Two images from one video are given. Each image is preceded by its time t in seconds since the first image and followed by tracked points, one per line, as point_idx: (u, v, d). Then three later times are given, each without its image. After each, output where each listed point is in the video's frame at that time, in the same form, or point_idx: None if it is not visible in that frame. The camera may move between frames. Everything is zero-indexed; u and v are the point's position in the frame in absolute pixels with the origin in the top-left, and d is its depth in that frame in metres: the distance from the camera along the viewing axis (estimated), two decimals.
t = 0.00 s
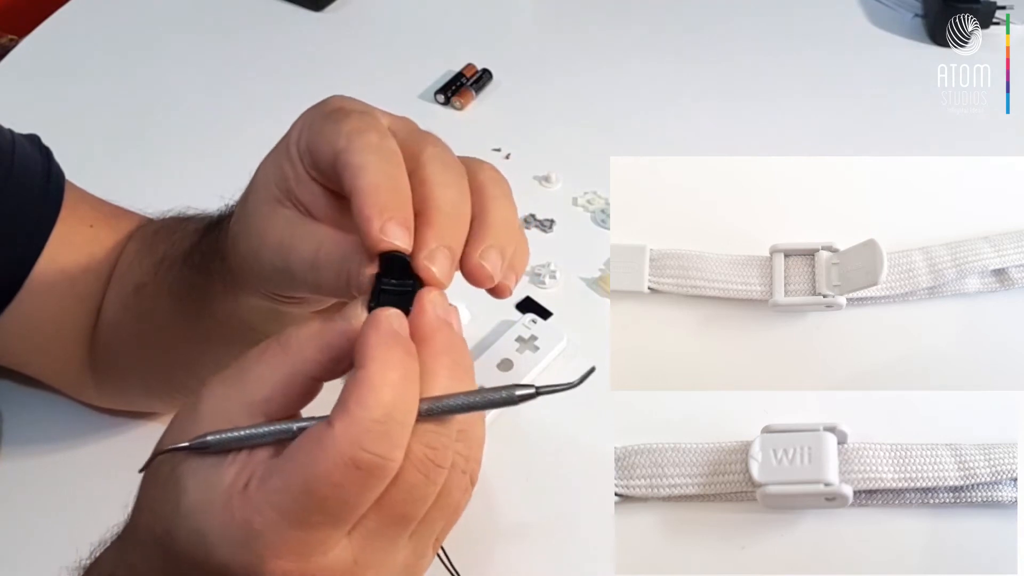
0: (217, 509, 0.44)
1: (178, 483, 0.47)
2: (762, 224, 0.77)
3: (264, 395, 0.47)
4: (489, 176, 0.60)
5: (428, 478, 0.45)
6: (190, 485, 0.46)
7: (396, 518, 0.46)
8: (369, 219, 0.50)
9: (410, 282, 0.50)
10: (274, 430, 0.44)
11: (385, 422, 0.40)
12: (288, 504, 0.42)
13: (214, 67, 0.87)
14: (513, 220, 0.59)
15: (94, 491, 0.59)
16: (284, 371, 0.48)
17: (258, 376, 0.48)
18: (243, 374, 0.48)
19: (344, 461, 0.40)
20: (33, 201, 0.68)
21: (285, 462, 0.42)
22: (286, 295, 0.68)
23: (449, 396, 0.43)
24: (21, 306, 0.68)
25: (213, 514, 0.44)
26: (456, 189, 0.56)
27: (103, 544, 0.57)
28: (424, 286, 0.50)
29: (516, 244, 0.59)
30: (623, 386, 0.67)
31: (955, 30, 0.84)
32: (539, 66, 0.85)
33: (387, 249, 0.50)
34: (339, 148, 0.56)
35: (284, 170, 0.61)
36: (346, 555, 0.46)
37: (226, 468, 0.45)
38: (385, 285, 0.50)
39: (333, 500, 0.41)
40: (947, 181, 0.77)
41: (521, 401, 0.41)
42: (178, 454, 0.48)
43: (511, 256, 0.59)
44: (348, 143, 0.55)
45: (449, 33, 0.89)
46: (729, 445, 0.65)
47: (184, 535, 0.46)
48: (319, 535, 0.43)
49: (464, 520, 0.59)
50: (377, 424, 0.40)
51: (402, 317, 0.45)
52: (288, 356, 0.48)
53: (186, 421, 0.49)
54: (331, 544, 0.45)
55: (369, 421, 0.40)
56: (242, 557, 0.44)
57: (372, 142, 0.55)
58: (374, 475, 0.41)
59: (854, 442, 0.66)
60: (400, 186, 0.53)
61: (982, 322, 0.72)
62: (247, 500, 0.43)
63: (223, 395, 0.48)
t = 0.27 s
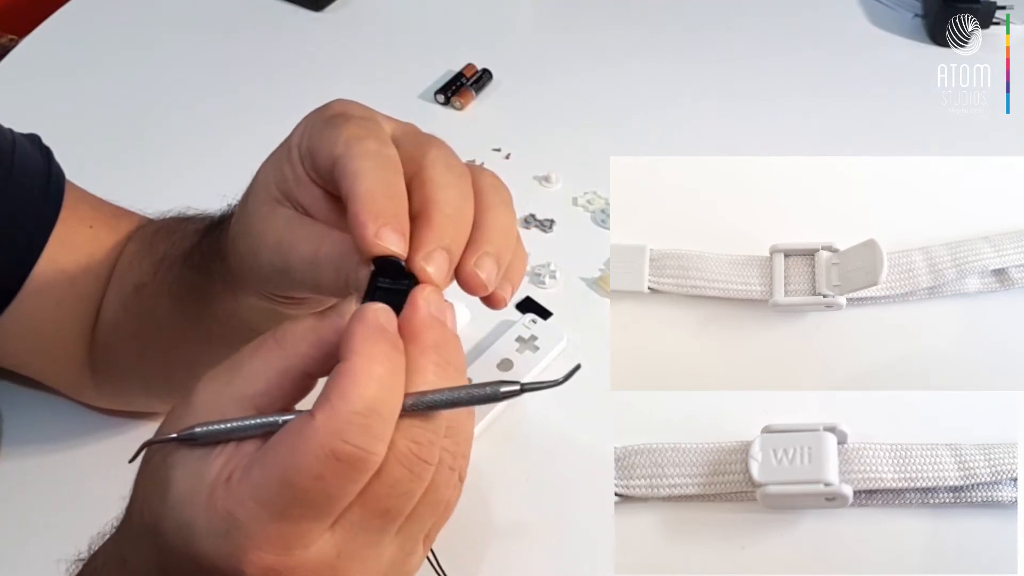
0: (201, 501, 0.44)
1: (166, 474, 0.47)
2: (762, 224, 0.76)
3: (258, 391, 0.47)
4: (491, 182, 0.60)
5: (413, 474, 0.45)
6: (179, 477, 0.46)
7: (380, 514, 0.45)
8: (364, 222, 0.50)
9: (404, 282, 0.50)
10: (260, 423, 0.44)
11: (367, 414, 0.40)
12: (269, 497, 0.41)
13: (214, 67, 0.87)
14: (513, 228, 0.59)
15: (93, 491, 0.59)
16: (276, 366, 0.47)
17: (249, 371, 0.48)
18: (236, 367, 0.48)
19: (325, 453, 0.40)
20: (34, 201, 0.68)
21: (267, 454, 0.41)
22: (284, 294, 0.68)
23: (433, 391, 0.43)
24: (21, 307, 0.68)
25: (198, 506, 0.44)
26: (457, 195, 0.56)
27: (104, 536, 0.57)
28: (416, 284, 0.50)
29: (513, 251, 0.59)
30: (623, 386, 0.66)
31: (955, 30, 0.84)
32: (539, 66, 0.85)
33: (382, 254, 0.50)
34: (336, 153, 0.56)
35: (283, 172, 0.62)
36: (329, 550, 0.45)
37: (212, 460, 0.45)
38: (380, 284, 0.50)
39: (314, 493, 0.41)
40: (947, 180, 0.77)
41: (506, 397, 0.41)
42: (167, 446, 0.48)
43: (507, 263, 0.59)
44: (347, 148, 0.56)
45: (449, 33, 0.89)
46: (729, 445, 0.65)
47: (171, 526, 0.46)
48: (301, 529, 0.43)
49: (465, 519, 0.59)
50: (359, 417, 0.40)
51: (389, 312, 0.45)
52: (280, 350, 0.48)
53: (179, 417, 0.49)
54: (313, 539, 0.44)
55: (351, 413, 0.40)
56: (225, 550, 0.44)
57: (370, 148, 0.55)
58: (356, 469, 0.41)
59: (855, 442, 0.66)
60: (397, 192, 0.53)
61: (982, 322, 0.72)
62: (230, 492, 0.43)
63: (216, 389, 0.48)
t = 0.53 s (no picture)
0: (198, 497, 0.44)
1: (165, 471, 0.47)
2: (762, 223, 0.76)
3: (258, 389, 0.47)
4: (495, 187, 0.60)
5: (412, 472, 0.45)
6: (177, 473, 0.46)
7: (377, 512, 0.45)
8: (363, 227, 0.50)
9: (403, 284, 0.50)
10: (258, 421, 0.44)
11: (364, 412, 0.40)
12: (266, 495, 0.42)
13: (214, 67, 0.87)
14: (516, 233, 0.59)
15: (94, 492, 0.59)
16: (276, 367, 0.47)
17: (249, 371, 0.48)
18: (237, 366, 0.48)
19: (322, 451, 0.40)
20: (34, 201, 0.68)
21: (264, 451, 0.41)
22: (284, 295, 0.68)
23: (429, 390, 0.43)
24: (21, 307, 0.68)
25: (196, 502, 0.44)
26: (460, 200, 0.56)
27: (104, 535, 0.57)
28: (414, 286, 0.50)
29: (515, 256, 0.59)
30: (623, 386, 0.66)
31: (955, 30, 0.84)
32: (539, 66, 0.85)
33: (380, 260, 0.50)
34: (339, 158, 0.56)
35: (286, 173, 0.62)
36: (326, 549, 0.45)
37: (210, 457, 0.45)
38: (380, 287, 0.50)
39: (311, 491, 0.41)
40: (947, 180, 0.77)
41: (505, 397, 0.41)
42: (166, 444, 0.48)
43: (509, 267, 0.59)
44: (351, 151, 0.56)
45: (449, 32, 0.89)
46: (729, 445, 0.65)
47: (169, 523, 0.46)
48: (299, 527, 0.43)
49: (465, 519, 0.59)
50: (357, 415, 0.40)
51: (386, 312, 0.45)
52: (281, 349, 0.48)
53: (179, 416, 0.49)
54: (310, 537, 0.44)
55: (348, 411, 0.40)
56: (222, 547, 0.44)
57: (372, 154, 0.55)
58: (353, 467, 0.41)
59: (855, 442, 0.66)
60: (397, 198, 0.53)
61: (982, 322, 0.72)
62: (227, 489, 0.43)
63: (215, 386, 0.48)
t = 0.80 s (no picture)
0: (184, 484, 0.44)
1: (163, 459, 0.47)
2: (762, 224, 0.76)
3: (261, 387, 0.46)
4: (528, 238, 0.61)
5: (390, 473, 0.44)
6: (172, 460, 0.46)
7: (353, 513, 0.45)
8: (384, 225, 0.52)
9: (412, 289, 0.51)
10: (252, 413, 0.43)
11: (342, 404, 0.41)
12: (241, 483, 0.42)
13: (215, 67, 0.87)
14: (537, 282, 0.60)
15: (94, 490, 0.59)
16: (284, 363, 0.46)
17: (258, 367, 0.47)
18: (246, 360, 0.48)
19: (296, 438, 0.40)
20: (34, 201, 0.68)
21: (243, 439, 0.42)
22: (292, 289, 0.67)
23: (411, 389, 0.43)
24: (22, 304, 0.68)
25: (180, 487, 0.44)
26: (495, 236, 0.57)
27: (117, 524, 0.57)
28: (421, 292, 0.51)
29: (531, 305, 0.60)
30: (623, 386, 0.66)
31: (955, 30, 0.84)
32: (539, 65, 0.86)
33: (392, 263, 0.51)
34: (381, 155, 0.58)
35: (324, 167, 0.63)
36: (297, 546, 0.45)
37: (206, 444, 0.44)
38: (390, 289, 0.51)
39: (285, 481, 0.41)
40: (948, 180, 0.77)
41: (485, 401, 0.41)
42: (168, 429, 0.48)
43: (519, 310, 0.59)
44: (397, 151, 0.58)
45: (449, 32, 0.89)
46: (729, 445, 0.65)
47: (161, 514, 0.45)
48: (272, 519, 0.43)
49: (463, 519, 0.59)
50: (335, 407, 0.41)
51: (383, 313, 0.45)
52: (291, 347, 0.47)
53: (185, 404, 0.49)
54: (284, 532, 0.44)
55: (326, 401, 0.41)
56: (198, 533, 0.44)
57: (419, 163, 0.57)
58: (328, 461, 0.41)
59: (854, 442, 0.66)
60: (425, 211, 0.54)
61: (982, 322, 0.72)
62: (207, 473, 0.43)
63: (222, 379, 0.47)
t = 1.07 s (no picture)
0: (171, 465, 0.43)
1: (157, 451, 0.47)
2: (762, 224, 0.76)
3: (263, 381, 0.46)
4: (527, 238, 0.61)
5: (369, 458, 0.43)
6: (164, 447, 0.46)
7: (336, 496, 0.43)
8: (400, 211, 0.52)
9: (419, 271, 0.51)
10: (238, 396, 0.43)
11: (335, 379, 0.40)
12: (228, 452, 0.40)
13: (215, 67, 0.87)
14: (525, 283, 0.60)
15: (87, 491, 0.59)
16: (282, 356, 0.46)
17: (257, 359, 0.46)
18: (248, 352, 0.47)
19: (286, 407, 0.39)
20: (34, 201, 0.68)
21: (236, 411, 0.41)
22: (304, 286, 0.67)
23: (402, 373, 0.42)
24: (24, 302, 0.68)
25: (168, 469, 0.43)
26: (499, 233, 0.56)
27: (116, 522, 0.57)
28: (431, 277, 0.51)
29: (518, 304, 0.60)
30: (623, 386, 0.66)
31: (955, 30, 0.84)
32: (539, 65, 0.86)
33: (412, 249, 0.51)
34: (399, 147, 0.58)
35: (340, 166, 0.63)
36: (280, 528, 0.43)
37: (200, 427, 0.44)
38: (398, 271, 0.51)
39: (278, 453, 0.40)
40: (948, 180, 0.77)
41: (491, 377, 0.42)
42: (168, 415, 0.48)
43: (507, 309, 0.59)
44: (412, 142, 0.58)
45: (449, 32, 0.89)
46: (729, 445, 0.66)
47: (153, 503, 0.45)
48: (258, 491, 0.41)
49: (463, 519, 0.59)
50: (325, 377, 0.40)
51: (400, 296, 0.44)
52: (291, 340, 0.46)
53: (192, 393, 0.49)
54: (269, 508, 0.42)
55: (320, 374, 0.40)
56: (179, 510, 0.42)
57: (443, 157, 0.58)
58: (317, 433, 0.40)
59: (854, 442, 0.66)
60: (441, 201, 0.55)
61: (982, 322, 0.72)
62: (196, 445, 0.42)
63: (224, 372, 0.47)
